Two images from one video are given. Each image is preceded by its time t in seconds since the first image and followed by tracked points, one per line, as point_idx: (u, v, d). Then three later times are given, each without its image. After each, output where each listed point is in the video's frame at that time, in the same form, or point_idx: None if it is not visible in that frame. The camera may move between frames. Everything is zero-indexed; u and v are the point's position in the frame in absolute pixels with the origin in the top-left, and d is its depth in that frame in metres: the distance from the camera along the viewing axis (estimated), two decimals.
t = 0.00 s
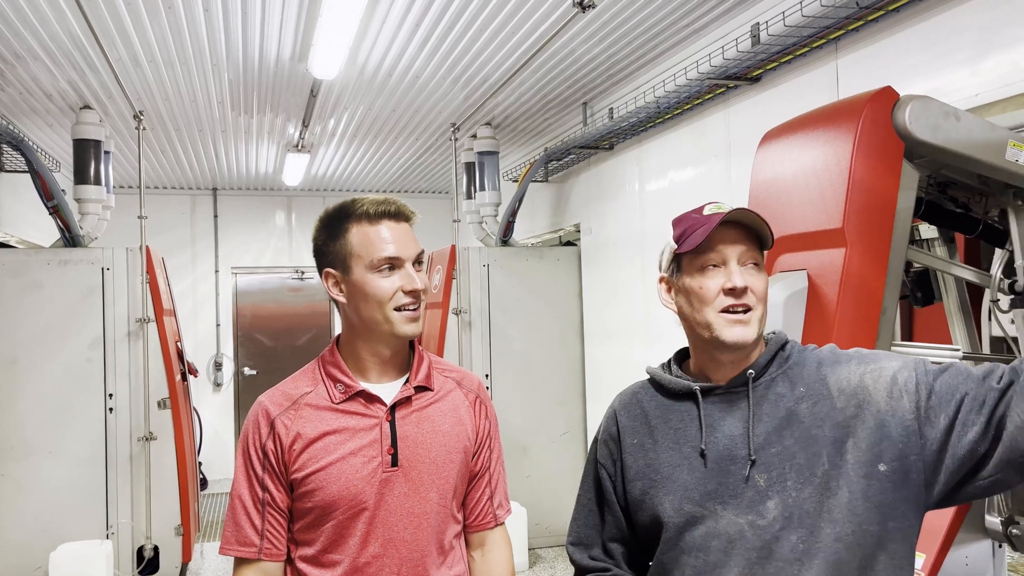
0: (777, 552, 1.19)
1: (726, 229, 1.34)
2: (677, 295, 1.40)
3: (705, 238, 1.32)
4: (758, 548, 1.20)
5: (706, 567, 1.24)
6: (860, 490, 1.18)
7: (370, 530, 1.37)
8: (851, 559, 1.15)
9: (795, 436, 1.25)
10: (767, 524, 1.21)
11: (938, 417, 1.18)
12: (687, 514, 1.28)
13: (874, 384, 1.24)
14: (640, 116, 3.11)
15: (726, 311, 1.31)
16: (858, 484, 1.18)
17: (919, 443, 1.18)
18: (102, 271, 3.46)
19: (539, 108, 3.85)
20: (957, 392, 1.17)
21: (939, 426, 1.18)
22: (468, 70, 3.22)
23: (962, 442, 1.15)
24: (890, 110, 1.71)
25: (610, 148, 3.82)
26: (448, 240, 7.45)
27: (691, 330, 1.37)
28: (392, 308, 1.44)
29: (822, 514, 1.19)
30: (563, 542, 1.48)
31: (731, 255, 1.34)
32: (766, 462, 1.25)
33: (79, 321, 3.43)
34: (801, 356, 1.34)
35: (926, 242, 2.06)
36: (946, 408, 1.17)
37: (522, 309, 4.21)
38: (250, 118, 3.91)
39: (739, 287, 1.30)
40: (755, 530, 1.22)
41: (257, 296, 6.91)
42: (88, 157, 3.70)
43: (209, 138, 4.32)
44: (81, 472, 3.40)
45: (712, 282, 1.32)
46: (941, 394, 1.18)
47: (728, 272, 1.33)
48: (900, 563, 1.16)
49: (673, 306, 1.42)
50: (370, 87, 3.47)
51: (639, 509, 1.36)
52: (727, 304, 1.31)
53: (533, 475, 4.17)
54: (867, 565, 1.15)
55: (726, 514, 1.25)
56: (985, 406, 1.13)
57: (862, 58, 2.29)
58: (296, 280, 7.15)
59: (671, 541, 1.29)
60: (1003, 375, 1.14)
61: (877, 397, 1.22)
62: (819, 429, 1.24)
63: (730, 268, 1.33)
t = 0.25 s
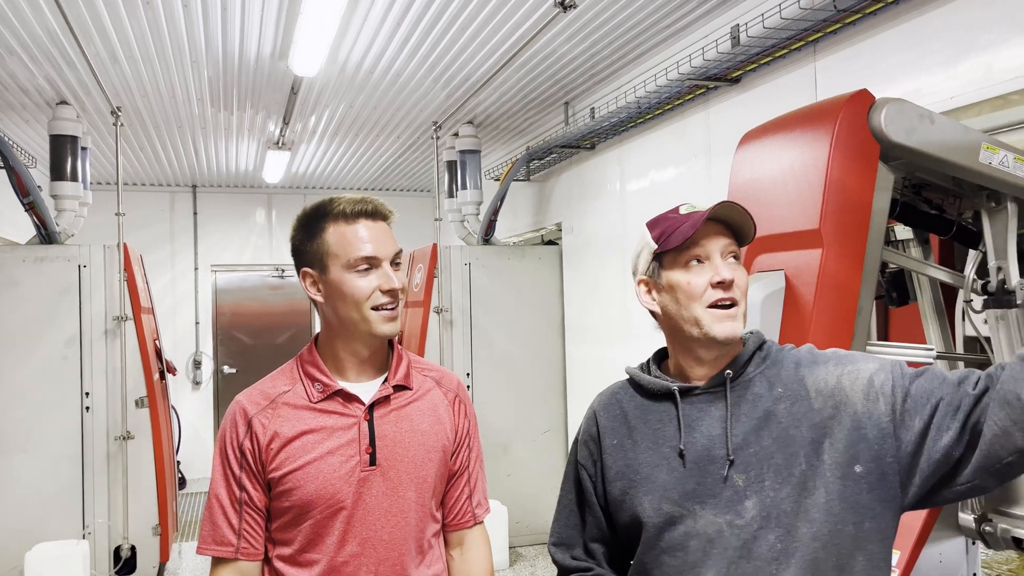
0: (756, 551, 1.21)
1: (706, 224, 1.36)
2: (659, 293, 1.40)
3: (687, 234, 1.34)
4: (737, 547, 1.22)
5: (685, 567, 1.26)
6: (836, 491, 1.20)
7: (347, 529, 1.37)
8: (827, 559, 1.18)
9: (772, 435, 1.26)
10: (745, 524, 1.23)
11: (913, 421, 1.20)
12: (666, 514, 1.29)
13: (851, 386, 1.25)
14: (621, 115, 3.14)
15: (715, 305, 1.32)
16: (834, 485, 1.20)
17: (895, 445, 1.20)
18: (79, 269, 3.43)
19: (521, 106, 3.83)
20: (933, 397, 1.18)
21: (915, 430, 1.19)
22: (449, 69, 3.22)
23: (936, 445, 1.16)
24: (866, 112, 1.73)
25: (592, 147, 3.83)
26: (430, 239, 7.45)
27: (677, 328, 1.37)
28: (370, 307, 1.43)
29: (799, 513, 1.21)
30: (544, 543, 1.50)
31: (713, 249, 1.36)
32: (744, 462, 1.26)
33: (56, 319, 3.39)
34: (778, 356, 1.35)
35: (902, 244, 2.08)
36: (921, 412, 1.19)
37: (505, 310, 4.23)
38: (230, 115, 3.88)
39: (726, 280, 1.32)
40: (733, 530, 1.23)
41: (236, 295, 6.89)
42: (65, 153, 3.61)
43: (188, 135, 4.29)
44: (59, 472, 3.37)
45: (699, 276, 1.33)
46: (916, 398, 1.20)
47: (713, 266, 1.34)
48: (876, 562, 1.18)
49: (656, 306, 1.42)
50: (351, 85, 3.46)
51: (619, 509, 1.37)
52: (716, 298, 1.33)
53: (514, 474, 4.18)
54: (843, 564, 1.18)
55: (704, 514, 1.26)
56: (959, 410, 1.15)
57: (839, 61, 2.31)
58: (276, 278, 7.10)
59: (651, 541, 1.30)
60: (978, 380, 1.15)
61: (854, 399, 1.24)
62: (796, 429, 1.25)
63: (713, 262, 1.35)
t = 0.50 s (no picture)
0: (721, 552, 1.22)
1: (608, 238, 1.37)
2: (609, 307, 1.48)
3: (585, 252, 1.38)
4: (703, 548, 1.23)
5: (652, 568, 1.26)
6: (802, 491, 1.22)
7: (313, 531, 1.35)
8: (792, 558, 1.20)
9: (739, 436, 1.28)
10: (711, 525, 1.24)
11: (879, 421, 1.22)
12: (634, 515, 1.29)
13: (818, 387, 1.28)
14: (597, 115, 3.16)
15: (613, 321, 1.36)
16: (800, 485, 1.23)
17: (860, 446, 1.23)
18: (45, 266, 3.37)
19: (498, 104, 3.82)
20: (899, 397, 1.21)
21: (881, 430, 1.22)
22: (425, 67, 3.20)
23: (902, 445, 1.19)
24: (834, 114, 1.75)
25: (566, 146, 3.84)
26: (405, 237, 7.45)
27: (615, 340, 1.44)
28: (333, 307, 1.42)
29: (765, 514, 1.23)
30: (515, 543, 1.48)
31: (616, 261, 1.36)
32: (711, 463, 1.27)
33: (21, 317, 3.33)
34: (746, 356, 1.36)
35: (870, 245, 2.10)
36: (887, 412, 1.22)
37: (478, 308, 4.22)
38: (201, 110, 3.83)
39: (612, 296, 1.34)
40: (700, 531, 1.24)
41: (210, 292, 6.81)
42: (31, 147, 3.58)
43: (158, 131, 4.24)
44: (25, 472, 3.31)
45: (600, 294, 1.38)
46: (883, 398, 1.23)
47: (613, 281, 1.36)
48: (839, 561, 1.22)
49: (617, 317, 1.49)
50: (325, 81, 3.43)
51: (587, 510, 1.37)
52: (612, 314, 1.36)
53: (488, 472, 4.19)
54: (808, 563, 1.20)
55: (672, 515, 1.27)
56: (925, 410, 1.17)
57: (809, 63, 2.37)
58: (249, 275, 7.03)
59: (619, 542, 1.30)
60: (942, 380, 1.18)
61: (821, 400, 1.26)
62: (764, 429, 1.27)
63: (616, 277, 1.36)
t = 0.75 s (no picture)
0: (678, 556, 1.22)
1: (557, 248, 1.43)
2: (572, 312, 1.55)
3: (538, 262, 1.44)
4: (660, 552, 1.23)
5: (609, 571, 1.26)
6: (759, 495, 1.23)
7: (268, 536, 1.33)
8: (748, 562, 1.20)
9: (697, 439, 1.28)
10: (668, 529, 1.24)
11: (836, 426, 1.23)
12: (592, 519, 1.29)
13: (776, 390, 1.28)
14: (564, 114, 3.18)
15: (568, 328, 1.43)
16: (757, 490, 1.23)
17: (817, 449, 1.24)
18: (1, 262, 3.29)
19: (468, 102, 3.79)
20: (855, 401, 1.22)
21: (837, 435, 1.22)
22: (394, 63, 3.17)
23: (858, 450, 1.19)
24: (797, 117, 1.76)
25: (536, 146, 3.84)
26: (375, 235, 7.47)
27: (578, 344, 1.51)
28: (292, 306, 1.39)
29: (722, 518, 1.23)
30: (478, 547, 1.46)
31: (565, 270, 1.42)
32: (668, 466, 1.27)
33: None
34: (707, 360, 1.36)
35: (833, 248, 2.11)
36: (844, 417, 1.22)
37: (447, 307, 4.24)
38: (164, 104, 3.76)
39: (561, 306, 1.42)
40: (656, 535, 1.24)
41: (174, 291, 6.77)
42: None
43: (120, 126, 4.19)
44: None
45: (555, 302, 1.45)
46: (840, 403, 1.24)
47: (564, 290, 1.43)
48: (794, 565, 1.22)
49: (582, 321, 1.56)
50: (292, 77, 3.39)
51: (546, 513, 1.37)
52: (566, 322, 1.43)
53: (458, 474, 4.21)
54: (764, 567, 1.21)
55: (629, 518, 1.26)
56: (880, 415, 1.17)
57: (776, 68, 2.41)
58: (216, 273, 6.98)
59: (576, 546, 1.30)
60: (897, 386, 1.18)
61: (779, 403, 1.27)
62: (721, 433, 1.27)
63: (565, 285, 1.43)
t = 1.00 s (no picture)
0: (631, 562, 1.22)
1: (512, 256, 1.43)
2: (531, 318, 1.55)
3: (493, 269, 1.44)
4: (612, 557, 1.23)
5: None
6: (713, 501, 1.23)
7: (216, 543, 1.30)
8: (702, 568, 1.21)
9: (651, 443, 1.27)
10: (621, 534, 1.24)
11: (790, 432, 1.21)
12: (545, 524, 1.28)
13: (731, 395, 1.27)
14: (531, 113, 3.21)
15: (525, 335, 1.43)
16: (712, 496, 1.23)
17: (771, 455, 1.23)
18: None
19: (435, 101, 3.79)
20: (809, 407, 1.19)
21: (791, 440, 1.21)
22: (360, 60, 3.14)
23: (811, 456, 1.17)
24: (757, 121, 1.76)
25: (503, 146, 3.86)
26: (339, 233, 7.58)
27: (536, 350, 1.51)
28: (241, 316, 1.38)
29: (675, 524, 1.23)
30: (429, 552, 1.45)
31: (519, 278, 1.42)
32: (623, 471, 1.27)
33: None
34: (664, 363, 1.37)
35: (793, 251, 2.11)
36: (798, 422, 1.20)
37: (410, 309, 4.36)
38: (123, 99, 3.71)
39: (517, 313, 1.41)
40: (610, 540, 1.24)
41: (132, 289, 6.75)
42: None
43: (79, 122, 4.18)
44: None
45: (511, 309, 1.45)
46: (794, 409, 1.22)
47: (520, 297, 1.43)
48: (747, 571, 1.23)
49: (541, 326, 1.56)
50: (255, 74, 3.37)
51: (500, 518, 1.36)
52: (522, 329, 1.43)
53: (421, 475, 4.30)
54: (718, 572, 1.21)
55: (583, 524, 1.26)
56: (833, 421, 1.14)
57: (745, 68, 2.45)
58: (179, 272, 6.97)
59: (529, 551, 1.30)
60: (851, 392, 1.15)
61: (734, 409, 1.26)
62: (676, 438, 1.27)
63: (521, 293, 1.43)
